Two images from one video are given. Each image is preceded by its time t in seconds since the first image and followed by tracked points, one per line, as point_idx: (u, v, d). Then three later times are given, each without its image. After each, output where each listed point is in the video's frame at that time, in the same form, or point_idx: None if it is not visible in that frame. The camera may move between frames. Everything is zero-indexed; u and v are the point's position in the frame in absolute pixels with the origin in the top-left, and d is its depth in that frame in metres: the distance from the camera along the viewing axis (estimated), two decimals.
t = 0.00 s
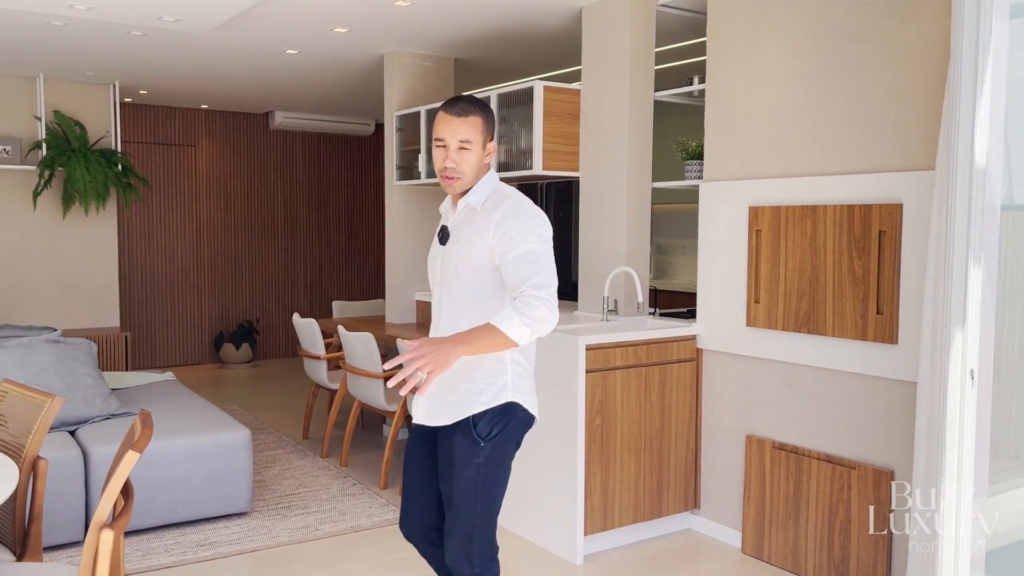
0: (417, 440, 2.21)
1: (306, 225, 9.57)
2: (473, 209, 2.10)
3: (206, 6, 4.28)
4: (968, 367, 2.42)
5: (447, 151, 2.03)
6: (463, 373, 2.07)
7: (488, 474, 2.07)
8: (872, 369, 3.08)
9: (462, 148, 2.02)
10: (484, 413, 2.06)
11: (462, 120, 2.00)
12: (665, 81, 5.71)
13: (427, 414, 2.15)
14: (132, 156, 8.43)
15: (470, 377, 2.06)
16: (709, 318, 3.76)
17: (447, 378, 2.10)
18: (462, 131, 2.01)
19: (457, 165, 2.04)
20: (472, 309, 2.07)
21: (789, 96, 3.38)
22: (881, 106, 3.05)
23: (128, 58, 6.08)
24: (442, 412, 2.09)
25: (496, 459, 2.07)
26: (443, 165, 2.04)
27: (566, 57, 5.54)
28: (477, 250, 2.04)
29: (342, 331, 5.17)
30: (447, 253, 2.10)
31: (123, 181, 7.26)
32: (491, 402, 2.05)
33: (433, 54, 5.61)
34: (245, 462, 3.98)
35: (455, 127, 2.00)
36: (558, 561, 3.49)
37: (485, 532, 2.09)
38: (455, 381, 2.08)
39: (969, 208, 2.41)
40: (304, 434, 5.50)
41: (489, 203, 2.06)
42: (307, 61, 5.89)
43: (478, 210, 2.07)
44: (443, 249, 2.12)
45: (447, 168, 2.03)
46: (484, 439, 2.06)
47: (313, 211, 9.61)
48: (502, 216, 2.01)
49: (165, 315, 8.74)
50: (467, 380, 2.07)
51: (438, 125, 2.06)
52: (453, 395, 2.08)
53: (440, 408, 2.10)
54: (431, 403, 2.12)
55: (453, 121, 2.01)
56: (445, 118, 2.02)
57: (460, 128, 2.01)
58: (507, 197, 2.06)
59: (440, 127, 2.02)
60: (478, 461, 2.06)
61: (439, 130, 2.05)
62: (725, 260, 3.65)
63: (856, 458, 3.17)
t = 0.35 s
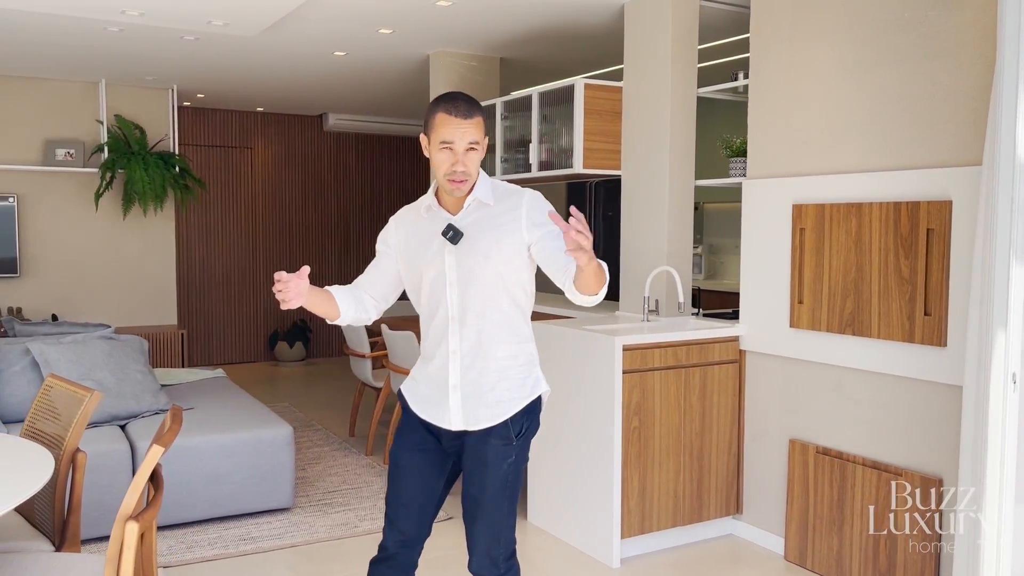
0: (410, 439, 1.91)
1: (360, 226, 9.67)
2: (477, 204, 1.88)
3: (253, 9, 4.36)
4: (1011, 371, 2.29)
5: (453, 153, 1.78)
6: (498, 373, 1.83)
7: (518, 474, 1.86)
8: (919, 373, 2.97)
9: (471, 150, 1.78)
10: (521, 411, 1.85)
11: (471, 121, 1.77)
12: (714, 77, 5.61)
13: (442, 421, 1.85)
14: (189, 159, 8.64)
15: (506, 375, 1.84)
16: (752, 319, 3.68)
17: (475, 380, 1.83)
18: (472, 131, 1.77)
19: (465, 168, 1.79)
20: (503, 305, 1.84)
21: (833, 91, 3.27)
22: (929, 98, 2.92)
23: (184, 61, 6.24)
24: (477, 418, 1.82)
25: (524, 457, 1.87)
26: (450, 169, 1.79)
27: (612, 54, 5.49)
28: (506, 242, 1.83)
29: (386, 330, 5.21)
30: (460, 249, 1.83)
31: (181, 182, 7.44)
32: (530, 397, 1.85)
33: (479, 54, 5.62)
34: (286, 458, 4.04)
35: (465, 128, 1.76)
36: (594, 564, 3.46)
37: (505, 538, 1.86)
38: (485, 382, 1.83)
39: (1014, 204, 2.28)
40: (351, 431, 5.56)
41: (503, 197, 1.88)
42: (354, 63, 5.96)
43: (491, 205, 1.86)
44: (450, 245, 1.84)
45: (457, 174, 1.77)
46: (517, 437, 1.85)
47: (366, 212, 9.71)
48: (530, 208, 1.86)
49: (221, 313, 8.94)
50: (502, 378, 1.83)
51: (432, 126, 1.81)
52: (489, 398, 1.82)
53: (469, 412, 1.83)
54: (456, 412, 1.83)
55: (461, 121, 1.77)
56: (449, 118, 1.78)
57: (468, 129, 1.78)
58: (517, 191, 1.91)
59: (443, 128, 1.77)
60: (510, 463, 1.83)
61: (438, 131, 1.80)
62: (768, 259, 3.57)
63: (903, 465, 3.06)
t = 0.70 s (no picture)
0: (373, 460, 1.68)
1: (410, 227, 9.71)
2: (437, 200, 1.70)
3: (292, 12, 4.41)
4: None
5: (428, 139, 1.63)
6: (469, 381, 1.65)
7: (506, 478, 1.68)
8: (966, 381, 2.83)
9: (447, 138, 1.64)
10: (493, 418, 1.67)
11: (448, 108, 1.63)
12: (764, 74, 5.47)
13: (409, 435, 1.64)
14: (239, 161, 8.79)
15: (476, 381, 1.65)
16: (793, 322, 3.55)
17: (443, 390, 1.64)
18: (449, 118, 1.63)
19: (439, 157, 1.64)
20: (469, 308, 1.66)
21: (877, 85, 3.14)
22: (978, 92, 2.78)
23: (233, 65, 6.36)
24: (449, 430, 1.63)
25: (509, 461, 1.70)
26: (423, 155, 1.62)
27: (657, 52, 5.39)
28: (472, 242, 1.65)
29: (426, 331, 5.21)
30: (422, 250, 1.63)
31: (232, 184, 7.57)
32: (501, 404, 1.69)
33: (522, 54, 5.58)
34: (321, 458, 4.05)
35: (444, 111, 1.62)
36: (625, 572, 3.38)
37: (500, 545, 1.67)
38: (455, 390, 1.64)
39: None
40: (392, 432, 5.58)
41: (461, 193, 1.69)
42: (399, 65, 5.98)
43: (452, 202, 1.68)
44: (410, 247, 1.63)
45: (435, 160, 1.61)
46: (500, 441, 1.68)
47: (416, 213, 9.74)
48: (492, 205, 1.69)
49: (273, 313, 9.07)
50: (472, 385, 1.65)
51: (401, 110, 1.63)
52: (460, 408, 1.64)
53: (439, 424, 1.63)
54: (425, 425, 1.63)
55: (438, 105, 1.63)
56: (427, 101, 1.62)
57: (444, 114, 1.64)
58: (473, 186, 1.72)
59: (420, 110, 1.61)
60: (499, 468, 1.65)
61: (410, 114, 1.63)
62: (810, 261, 3.44)
63: (950, 479, 2.91)
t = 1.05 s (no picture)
0: (337, 474, 1.58)
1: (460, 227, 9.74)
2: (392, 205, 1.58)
3: (330, 16, 4.47)
4: None
5: (372, 140, 1.48)
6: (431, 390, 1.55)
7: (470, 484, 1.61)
8: (1008, 390, 2.70)
9: (392, 136, 1.49)
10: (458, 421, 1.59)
11: (390, 104, 1.49)
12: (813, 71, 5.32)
13: (375, 447, 1.54)
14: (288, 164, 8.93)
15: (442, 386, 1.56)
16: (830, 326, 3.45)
17: (409, 398, 1.54)
18: (393, 114, 1.49)
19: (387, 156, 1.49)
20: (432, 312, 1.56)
21: (916, 82, 3.02)
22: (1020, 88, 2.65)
23: (281, 70, 6.48)
24: (417, 439, 1.54)
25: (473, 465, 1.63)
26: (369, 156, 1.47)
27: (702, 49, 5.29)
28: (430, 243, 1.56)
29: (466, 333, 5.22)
30: (382, 255, 1.52)
31: (283, 186, 7.72)
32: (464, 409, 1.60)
33: (563, 54, 5.54)
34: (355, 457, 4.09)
35: (386, 108, 1.47)
36: None
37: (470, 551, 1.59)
38: (421, 398, 1.55)
39: None
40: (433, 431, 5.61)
41: (418, 194, 1.60)
42: (443, 66, 6.01)
43: (407, 205, 1.57)
44: (369, 253, 1.53)
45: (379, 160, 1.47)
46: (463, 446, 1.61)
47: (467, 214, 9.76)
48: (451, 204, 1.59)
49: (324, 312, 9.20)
50: (439, 392, 1.56)
51: (341, 110, 1.50)
52: (424, 417, 1.54)
53: (407, 434, 1.54)
54: (393, 436, 1.53)
55: (380, 102, 1.48)
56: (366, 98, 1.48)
57: (387, 111, 1.49)
58: (429, 186, 1.62)
59: (358, 109, 1.47)
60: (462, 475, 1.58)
61: (350, 114, 1.49)
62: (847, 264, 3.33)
63: (989, 491, 2.78)
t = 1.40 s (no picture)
0: (327, 483, 1.63)
1: (514, 228, 9.77)
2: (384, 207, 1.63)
3: (373, 19, 4.53)
4: None
5: (356, 140, 1.55)
6: (421, 394, 1.60)
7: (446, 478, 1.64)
8: None
9: (375, 134, 1.56)
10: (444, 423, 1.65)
11: (371, 103, 1.56)
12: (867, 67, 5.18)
13: (365, 452, 1.58)
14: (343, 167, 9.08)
15: (431, 390, 1.62)
16: (869, 329, 3.36)
17: (400, 402, 1.59)
18: (374, 113, 1.56)
19: (372, 155, 1.56)
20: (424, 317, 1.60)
21: (956, 77, 2.93)
22: None
23: (334, 74, 6.61)
24: (407, 442, 1.58)
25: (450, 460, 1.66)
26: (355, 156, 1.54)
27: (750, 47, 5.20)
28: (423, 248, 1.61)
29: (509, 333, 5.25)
30: (378, 259, 1.57)
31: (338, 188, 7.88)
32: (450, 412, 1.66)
33: (609, 54, 5.52)
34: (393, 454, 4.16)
35: (365, 108, 1.54)
36: None
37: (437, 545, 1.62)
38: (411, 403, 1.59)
39: None
40: (478, 430, 5.66)
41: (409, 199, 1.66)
42: (491, 67, 6.03)
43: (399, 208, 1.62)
44: (366, 255, 1.56)
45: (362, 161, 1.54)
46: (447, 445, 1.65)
47: (521, 214, 9.79)
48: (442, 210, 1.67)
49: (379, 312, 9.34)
50: (428, 396, 1.61)
51: (324, 114, 1.57)
52: (414, 420, 1.59)
53: (397, 438, 1.58)
54: (384, 440, 1.57)
55: (360, 102, 1.55)
56: (345, 99, 1.55)
57: (368, 111, 1.56)
58: (419, 191, 1.69)
59: (340, 110, 1.54)
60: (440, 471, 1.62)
61: (334, 117, 1.55)
62: (887, 265, 3.25)
63: None
